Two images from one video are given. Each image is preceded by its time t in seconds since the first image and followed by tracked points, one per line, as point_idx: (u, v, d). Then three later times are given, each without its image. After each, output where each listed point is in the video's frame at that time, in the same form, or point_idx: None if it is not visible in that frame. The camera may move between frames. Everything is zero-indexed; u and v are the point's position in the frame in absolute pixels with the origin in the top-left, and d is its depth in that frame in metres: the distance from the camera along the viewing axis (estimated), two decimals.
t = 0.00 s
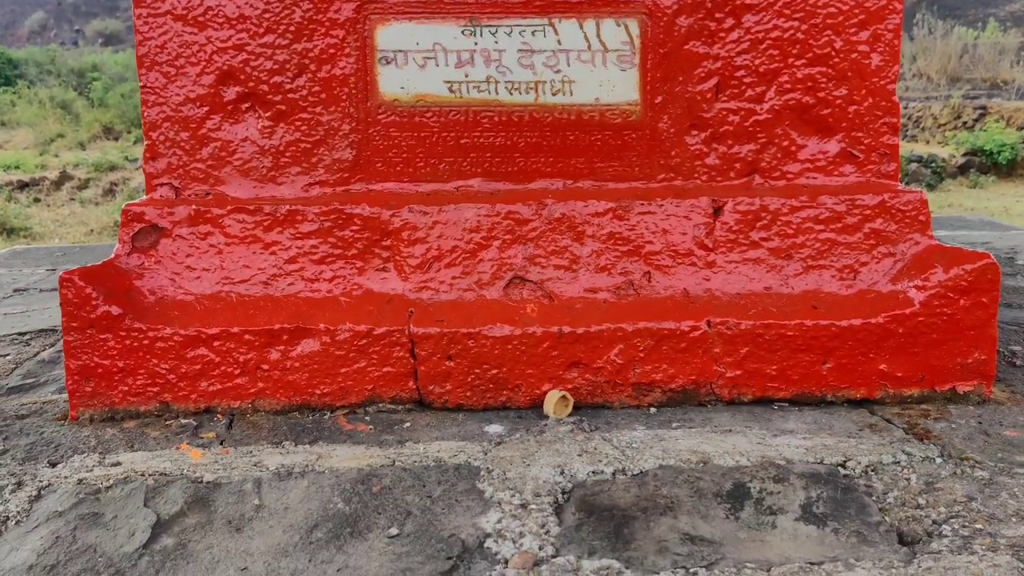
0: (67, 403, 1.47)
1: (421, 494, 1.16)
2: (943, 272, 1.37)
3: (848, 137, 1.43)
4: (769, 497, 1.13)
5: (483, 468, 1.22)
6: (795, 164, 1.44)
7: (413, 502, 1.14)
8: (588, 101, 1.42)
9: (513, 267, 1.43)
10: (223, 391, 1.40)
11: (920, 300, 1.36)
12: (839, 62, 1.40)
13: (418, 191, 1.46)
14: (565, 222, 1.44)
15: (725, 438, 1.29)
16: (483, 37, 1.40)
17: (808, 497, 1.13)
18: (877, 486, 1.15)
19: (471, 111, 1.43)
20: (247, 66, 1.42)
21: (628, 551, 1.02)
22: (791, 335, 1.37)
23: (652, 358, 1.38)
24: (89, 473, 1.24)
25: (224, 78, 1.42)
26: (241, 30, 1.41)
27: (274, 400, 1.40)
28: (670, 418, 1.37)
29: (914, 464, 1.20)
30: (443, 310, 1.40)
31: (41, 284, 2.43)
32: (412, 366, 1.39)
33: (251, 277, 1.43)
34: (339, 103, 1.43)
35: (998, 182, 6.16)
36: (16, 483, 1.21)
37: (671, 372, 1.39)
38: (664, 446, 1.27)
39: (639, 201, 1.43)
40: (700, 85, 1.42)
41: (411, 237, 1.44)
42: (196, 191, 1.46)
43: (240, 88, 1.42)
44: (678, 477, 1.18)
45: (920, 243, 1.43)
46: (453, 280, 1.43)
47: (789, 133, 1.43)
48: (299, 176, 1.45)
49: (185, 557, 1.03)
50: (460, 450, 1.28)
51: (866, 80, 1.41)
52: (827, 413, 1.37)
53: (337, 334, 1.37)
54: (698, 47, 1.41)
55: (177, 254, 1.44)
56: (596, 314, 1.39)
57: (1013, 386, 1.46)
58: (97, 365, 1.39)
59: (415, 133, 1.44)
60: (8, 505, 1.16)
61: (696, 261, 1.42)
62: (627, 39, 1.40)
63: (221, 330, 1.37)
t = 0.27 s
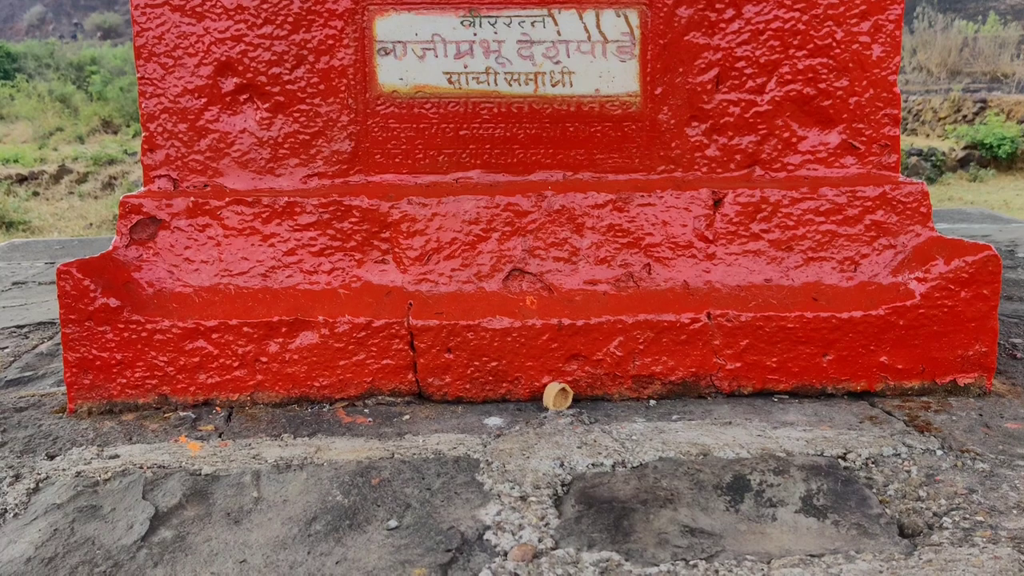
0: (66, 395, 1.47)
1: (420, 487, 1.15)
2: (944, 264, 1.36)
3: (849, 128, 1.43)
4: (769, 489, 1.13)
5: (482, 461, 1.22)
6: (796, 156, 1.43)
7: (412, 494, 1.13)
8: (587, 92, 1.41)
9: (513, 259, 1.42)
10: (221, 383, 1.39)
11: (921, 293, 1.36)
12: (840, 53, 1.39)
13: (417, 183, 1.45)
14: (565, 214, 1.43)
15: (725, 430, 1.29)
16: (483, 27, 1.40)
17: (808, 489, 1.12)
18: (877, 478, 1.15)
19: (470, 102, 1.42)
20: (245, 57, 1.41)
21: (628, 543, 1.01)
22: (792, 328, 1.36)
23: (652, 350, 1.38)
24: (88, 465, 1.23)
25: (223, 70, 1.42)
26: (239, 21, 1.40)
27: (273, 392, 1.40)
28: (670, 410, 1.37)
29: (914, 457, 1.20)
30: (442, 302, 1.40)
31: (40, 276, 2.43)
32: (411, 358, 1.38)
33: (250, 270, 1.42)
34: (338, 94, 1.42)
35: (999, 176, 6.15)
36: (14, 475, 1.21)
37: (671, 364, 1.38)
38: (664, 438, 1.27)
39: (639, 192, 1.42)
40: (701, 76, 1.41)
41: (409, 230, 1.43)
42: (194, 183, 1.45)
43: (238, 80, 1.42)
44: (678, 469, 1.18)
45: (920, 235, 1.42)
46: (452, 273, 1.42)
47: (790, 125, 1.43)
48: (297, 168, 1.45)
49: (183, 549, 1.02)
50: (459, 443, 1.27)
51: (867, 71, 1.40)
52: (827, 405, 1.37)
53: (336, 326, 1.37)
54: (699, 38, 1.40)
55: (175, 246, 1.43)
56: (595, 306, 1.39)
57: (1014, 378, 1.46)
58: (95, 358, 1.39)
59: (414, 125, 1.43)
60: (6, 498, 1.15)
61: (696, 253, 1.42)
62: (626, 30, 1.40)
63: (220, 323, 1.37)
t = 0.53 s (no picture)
0: (64, 394, 1.46)
1: (419, 485, 1.15)
2: (944, 262, 1.36)
3: (849, 126, 1.42)
4: (769, 488, 1.12)
5: (481, 460, 1.21)
6: (796, 153, 1.43)
7: (411, 493, 1.13)
8: (587, 89, 1.41)
9: (512, 257, 1.42)
10: (220, 382, 1.39)
11: (921, 291, 1.35)
12: (840, 50, 1.39)
13: (415, 181, 1.45)
14: (564, 212, 1.42)
15: (724, 429, 1.28)
16: (481, 25, 1.39)
17: (808, 488, 1.12)
18: (877, 477, 1.15)
19: (469, 99, 1.42)
20: (243, 54, 1.41)
21: (627, 542, 1.01)
22: (791, 326, 1.36)
23: (651, 348, 1.37)
24: (86, 464, 1.23)
25: (221, 67, 1.41)
26: (237, 18, 1.39)
27: (271, 391, 1.40)
28: (669, 409, 1.36)
29: (914, 455, 1.20)
30: (441, 300, 1.39)
31: (38, 275, 2.42)
32: (410, 356, 1.38)
33: (248, 268, 1.42)
34: (336, 92, 1.42)
35: (998, 174, 6.15)
36: (12, 474, 1.20)
37: (671, 363, 1.38)
38: (664, 436, 1.26)
39: (639, 190, 1.42)
40: (700, 74, 1.40)
41: (408, 228, 1.42)
42: (192, 181, 1.45)
43: (236, 77, 1.41)
44: (677, 468, 1.17)
45: (920, 233, 1.42)
46: (451, 271, 1.42)
47: (790, 122, 1.42)
48: (295, 166, 1.44)
49: (181, 548, 1.02)
50: (458, 441, 1.27)
51: (867, 68, 1.39)
52: (827, 403, 1.37)
53: (335, 325, 1.36)
54: (698, 35, 1.39)
55: (173, 244, 1.43)
56: (594, 304, 1.38)
57: (1014, 377, 1.46)
58: (93, 356, 1.38)
59: (412, 122, 1.43)
60: (3, 496, 1.15)
61: (696, 251, 1.41)
62: (626, 28, 1.39)
63: (218, 321, 1.36)
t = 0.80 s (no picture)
0: (63, 397, 1.46)
1: (419, 490, 1.15)
2: (944, 265, 1.36)
3: (849, 129, 1.42)
4: (770, 492, 1.12)
5: (481, 464, 1.21)
6: (796, 156, 1.43)
7: (411, 497, 1.13)
8: (587, 92, 1.41)
9: (512, 260, 1.42)
10: (219, 385, 1.39)
11: (922, 294, 1.35)
12: (840, 53, 1.39)
13: (415, 184, 1.45)
14: (564, 215, 1.42)
15: (725, 433, 1.28)
16: (481, 28, 1.39)
17: (808, 492, 1.12)
18: (878, 481, 1.14)
19: (469, 102, 1.41)
20: (243, 57, 1.40)
21: (628, 547, 1.01)
22: (792, 329, 1.36)
23: (651, 352, 1.37)
24: (85, 468, 1.23)
25: (220, 70, 1.41)
26: (237, 20, 1.39)
27: (271, 394, 1.39)
28: (669, 412, 1.36)
29: (915, 459, 1.19)
30: (441, 304, 1.39)
31: (37, 277, 2.42)
32: (409, 360, 1.38)
33: (247, 271, 1.41)
34: (336, 95, 1.41)
35: (998, 174, 6.15)
36: (11, 478, 1.20)
37: (671, 366, 1.38)
38: (664, 440, 1.26)
39: (639, 193, 1.42)
40: (700, 77, 1.40)
41: (408, 231, 1.42)
42: (191, 183, 1.44)
43: (236, 80, 1.41)
44: (678, 472, 1.17)
45: (921, 236, 1.41)
46: (451, 274, 1.42)
47: (790, 125, 1.42)
48: (295, 168, 1.44)
49: (181, 553, 1.02)
50: (458, 445, 1.27)
51: (867, 71, 1.39)
52: (827, 407, 1.36)
53: (334, 328, 1.36)
54: (698, 38, 1.39)
55: (173, 247, 1.43)
56: (594, 307, 1.38)
57: (1015, 380, 1.45)
58: (92, 360, 1.38)
59: (412, 125, 1.43)
60: (3, 501, 1.15)
61: (696, 255, 1.41)
62: (626, 30, 1.39)
63: (217, 324, 1.36)
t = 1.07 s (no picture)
0: (62, 404, 1.46)
1: (418, 500, 1.15)
2: (943, 275, 1.36)
3: (848, 138, 1.42)
4: (768, 503, 1.12)
5: (480, 473, 1.21)
6: (795, 166, 1.43)
7: (410, 508, 1.13)
8: (586, 101, 1.41)
9: (511, 269, 1.42)
10: (219, 393, 1.39)
11: (921, 304, 1.35)
12: (840, 63, 1.39)
13: (415, 192, 1.45)
14: (563, 224, 1.42)
15: (723, 443, 1.28)
16: (481, 37, 1.39)
17: (806, 503, 1.12)
18: (876, 492, 1.15)
19: (469, 111, 1.42)
20: (243, 65, 1.40)
21: (626, 558, 1.01)
22: (791, 339, 1.36)
23: (650, 361, 1.37)
24: (84, 476, 1.23)
25: (220, 78, 1.41)
26: (237, 28, 1.39)
27: (270, 402, 1.40)
28: (668, 422, 1.36)
29: (913, 470, 1.20)
30: (440, 312, 1.39)
31: (36, 281, 2.42)
32: (409, 368, 1.38)
33: (247, 279, 1.42)
34: (336, 103, 1.41)
35: (998, 178, 6.15)
36: (10, 486, 1.20)
37: (670, 375, 1.38)
38: (662, 450, 1.26)
39: (638, 203, 1.42)
40: (700, 86, 1.40)
41: (408, 239, 1.42)
42: (191, 191, 1.45)
43: (236, 88, 1.41)
44: (676, 483, 1.17)
45: (920, 246, 1.42)
46: (450, 282, 1.42)
47: (789, 135, 1.42)
48: (295, 177, 1.44)
49: (179, 564, 1.02)
50: (457, 454, 1.27)
51: (867, 80, 1.39)
52: (826, 417, 1.37)
53: (334, 336, 1.36)
54: (698, 48, 1.39)
55: (172, 255, 1.43)
56: (593, 316, 1.38)
57: (1013, 390, 1.45)
58: (92, 367, 1.38)
59: (412, 134, 1.43)
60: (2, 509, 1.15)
61: (695, 264, 1.41)
62: (626, 40, 1.39)
63: (217, 333, 1.36)
